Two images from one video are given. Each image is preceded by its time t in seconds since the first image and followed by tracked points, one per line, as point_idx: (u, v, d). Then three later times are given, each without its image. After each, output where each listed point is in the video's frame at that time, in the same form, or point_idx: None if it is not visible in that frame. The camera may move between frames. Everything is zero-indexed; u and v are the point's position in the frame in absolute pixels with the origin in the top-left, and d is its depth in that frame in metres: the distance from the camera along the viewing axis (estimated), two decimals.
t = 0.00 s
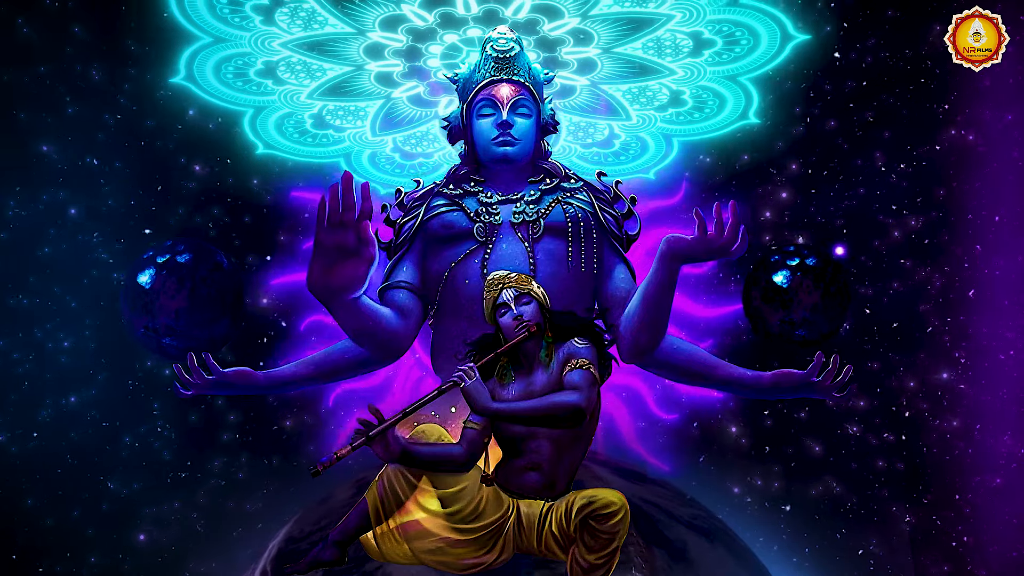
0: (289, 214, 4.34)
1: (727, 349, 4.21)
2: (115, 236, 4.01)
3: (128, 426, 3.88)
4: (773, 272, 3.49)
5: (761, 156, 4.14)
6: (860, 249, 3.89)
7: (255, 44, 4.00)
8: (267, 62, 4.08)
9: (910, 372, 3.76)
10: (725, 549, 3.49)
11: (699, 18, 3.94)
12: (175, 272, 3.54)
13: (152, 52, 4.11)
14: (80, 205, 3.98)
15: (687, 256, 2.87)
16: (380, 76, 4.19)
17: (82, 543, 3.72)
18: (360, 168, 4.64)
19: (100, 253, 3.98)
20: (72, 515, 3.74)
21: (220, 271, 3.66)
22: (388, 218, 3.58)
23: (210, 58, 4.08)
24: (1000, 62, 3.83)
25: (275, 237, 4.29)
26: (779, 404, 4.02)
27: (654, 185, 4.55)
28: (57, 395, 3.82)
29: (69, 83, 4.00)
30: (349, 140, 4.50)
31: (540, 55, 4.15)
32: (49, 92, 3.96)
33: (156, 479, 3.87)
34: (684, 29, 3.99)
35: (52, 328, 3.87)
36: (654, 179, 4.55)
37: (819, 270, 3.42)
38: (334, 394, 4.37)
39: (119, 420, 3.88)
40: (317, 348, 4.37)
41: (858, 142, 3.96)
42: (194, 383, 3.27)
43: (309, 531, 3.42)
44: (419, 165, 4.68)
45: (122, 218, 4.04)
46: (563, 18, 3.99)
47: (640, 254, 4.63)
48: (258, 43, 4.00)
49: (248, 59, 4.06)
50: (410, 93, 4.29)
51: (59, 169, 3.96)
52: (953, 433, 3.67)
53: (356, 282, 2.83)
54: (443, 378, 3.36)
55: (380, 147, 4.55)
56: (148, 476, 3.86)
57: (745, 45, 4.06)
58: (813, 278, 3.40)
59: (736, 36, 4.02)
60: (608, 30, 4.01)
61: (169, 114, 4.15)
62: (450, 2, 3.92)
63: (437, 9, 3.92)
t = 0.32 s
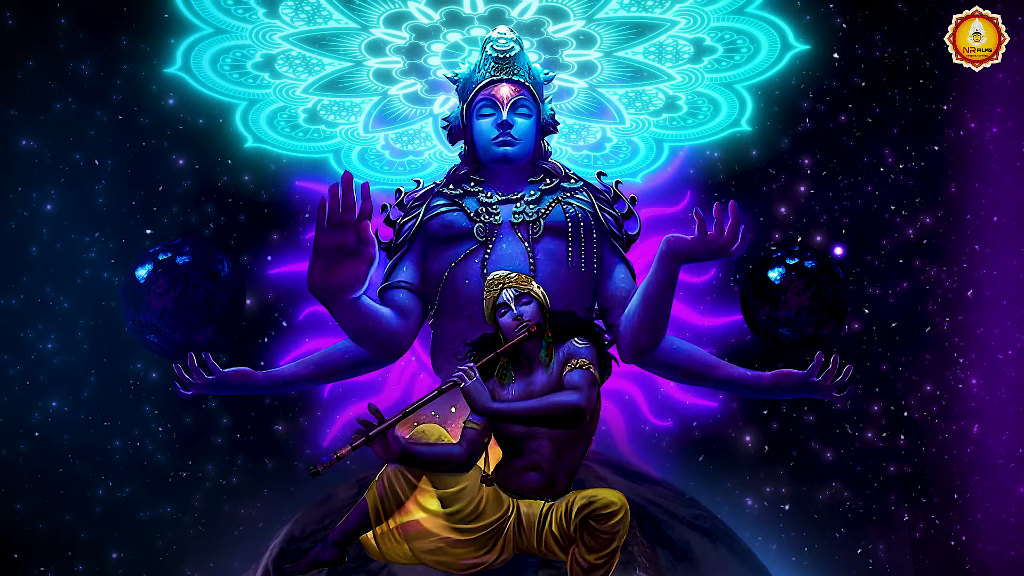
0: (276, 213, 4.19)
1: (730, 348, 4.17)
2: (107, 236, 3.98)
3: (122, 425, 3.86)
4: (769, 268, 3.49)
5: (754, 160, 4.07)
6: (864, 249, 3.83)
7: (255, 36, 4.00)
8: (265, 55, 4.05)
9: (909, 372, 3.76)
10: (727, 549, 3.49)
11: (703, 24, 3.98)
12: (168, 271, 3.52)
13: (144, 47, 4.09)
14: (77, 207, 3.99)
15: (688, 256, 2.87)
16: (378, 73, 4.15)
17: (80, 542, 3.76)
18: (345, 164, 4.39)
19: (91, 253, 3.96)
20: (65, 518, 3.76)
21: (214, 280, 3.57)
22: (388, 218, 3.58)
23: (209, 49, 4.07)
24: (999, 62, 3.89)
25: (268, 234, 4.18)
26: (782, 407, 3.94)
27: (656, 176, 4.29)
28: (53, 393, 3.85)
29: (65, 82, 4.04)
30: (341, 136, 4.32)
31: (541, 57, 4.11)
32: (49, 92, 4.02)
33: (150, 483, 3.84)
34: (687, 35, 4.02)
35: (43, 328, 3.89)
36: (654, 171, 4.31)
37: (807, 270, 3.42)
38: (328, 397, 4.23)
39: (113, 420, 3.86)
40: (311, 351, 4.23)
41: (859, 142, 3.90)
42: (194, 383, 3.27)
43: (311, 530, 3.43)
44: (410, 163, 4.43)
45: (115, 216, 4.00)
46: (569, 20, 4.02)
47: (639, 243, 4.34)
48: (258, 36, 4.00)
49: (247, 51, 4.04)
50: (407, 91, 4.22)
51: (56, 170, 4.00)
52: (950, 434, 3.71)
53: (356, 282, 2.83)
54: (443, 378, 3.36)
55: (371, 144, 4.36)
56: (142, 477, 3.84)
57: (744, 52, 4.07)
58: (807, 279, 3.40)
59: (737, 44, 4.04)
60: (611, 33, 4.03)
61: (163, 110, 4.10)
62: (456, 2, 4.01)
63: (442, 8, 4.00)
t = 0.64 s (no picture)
0: (276, 213, 4.27)
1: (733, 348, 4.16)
2: (104, 236, 3.99)
3: (120, 425, 3.87)
4: (768, 263, 3.51)
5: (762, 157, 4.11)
6: (863, 249, 3.87)
7: (256, 28, 3.96)
8: (265, 48, 4.05)
9: (909, 371, 3.76)
10: (729, 549, 3.50)
11: (706, 30, 3.98)
12: (162, 271, 3.51)
13: (142, 47, 4.10)
14: (73, 206, 3.99)
15: (687, 256, 2.87)
16: (377, 69, 4.17)
17: (80, 540, 3.74)
18: (336, 160, 4.48)
19: (83, 251, 3.97)
20: (59, 521, 3.73)
21: (208, 287, 3.55)
22: (388, 218, 3.58)
23: (208, 40, 4.06)
24: (1000, 62, 3.83)
25: (260, 233, 4.22)
26: (782, 407, 4.00)
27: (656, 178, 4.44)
28: (49, 393, 3.83)
29: (61, 79, 4.02)
30: (333, 131, 4.39)
31: (541, 56, 4.14)
32: (44, 90, 3.99)
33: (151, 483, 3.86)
34: (689, 42, 4.04)
35: (35, 328, 3.87)
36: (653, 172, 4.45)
37: (802, 271, 3.40)
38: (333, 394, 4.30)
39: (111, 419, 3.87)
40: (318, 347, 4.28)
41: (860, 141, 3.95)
42: (194, 383, 3.27)
43: (315, 529, 3.43)
44: (401, 160, 4.55)
45: (109, 217, 4.01)
46: (573, 23, 4.01)
47: (639, 243, 4.47)
48: (259, 28, 3.96)
49: (247, 43, 4.03)
50: (405, 88, 4.25)
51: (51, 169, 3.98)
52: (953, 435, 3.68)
53: (356, 282, 2.83)
54: (443, 378, 3.36)
55: (362, 140, 4.45)
56: (143, 476, 3.86)
57: (744, 60, 4.11)
58: (801, 280, 3.39)
59: (737, 52, 4.08)
60: (614, 37, 4.04)
61: (157, 110, 4.13)
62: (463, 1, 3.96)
63: (449, 6, 3.95)
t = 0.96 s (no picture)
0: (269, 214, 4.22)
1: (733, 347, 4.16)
2: (103, 236, 3.99)
3: (119, 425, 3.87)
4: (769, 258, 3.52)
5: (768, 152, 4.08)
6: (861, 248, 3.85)
7: (259, 22, 3.96)
8: (265, 42, 4.02)
9: (910, 372, 3.75)
10: (731, 549, 3.51)
11: (710, 35, 3.99)
12: (158, 270, 3.52)
13: (137, 46, 4.11)
14: (70, 205, 3.99)
15: (687, 257, 2.87)
16: (376, 66, 4.15)
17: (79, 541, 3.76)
18: (326, 158, 4.38)
19: (76, 250, 3.97)
20: (52, 525, 3.75)
21: (199, 293, 3.51)
22: (388, 218, 3.58)
23: (208, 31, 4.06)
24: (1000, 62, 3.87)
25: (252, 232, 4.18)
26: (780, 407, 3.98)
27: (656, 181, 4.41)
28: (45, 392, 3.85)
29: (59, 79, 4.04)
30: (327, 127, 4.33)
31: (538, 49, 4.11)
32: (43, 92, 4.02)
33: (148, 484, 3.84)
34: (690, 48, 4.04)
35: (26, 329, 3.88)
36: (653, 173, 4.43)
37: (798, 271, 3.39)
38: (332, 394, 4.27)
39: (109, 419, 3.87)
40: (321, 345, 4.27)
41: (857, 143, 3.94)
42: (194, 383, 3.27)
43: (317, 528, 3.43)
44: (392, 157, 4.49)
45: (103, 216, 4.01)
46: (577, 26, 4.02)
47: (640, 245, 4.41)
48: (262, 22, 3.96)
49: (248, 36, 4.01)
50: (402, 86, 4.24)
51: (49, 167, 4.00)
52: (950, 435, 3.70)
53: (357, 282, 2.83)
54: (443, 378, 3.36)
55: (355, 137, 4.39)
56: (140, 476, 3.86)
57: (743, 67, 4.10)
58: (794, 279, 3.39)
59: (736, 58, 4.07)
60: (616, 41, 4.04)
61: (153, 109, 4.11)
62: None
63: (455, 5, 3.97)
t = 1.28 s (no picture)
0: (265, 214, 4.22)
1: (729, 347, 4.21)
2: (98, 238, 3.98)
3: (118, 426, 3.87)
4: (770, 255, 3.52)
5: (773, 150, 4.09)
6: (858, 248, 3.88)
7: (261, 15, 3.95)
8: (267, 34, 4.01)
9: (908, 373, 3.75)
10: (732, 549, 3.51)
11: (712, 41, 4.01)
12: (154, 267, 3.53)
13: (133, 46, 4.12)
14: (64, 205, 3.99)
15: (687, 257, 2.87)
16: (376, 62, 4.13)
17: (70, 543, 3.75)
18: (316, 154, 4.36)
19: (70, 249, 3.96)
20: (44, 530, 3.73)
21: (188, 297, 3.50)
22: (388, 218, 3.58)
23: (208, 22, 4.04)
24: (1000, 62, 3.84)
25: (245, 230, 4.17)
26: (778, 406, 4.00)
27: (663, 188, 4.41)
28: (36, 394, 3.85)
29: (53, 75, 4.05)
30: (319, 122, 4.32)
31: (537, 46, 4.11)
32: (37, 91, 4.03)
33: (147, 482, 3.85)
34: (690, 54, 4.07)
35: (18, 328, 3.89)
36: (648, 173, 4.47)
37: (792, 270, 3.39)
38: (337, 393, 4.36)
39: (106, 418, 3.88)
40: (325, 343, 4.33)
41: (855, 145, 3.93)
42: (194, 383, 3.28)
43: (319, 527, 3.43)
44: (383, 155, 4.48)
45: (98, 215, 4.00)
46: (581, 28, 4.03)
47: (640, 251, 4.49)
48: (264, 15, 3.95)
49: (249, 28, 3.99)
50: (399, 83, 4.22)
51: (43, 165, 4.00)
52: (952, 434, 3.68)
53: (356, 282, 2.83)
54: (443, 378, 3.36)
55: (347, 133, 4.36)
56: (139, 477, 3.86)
57: (740, 75, 4.13)
58: (787, 277, 3.39)
59: (733, 66, 4.11)
60: (618, 45, 4.07)
61: (149, 107, 4.11)
62: None
63: (461, 5, 3.99)
